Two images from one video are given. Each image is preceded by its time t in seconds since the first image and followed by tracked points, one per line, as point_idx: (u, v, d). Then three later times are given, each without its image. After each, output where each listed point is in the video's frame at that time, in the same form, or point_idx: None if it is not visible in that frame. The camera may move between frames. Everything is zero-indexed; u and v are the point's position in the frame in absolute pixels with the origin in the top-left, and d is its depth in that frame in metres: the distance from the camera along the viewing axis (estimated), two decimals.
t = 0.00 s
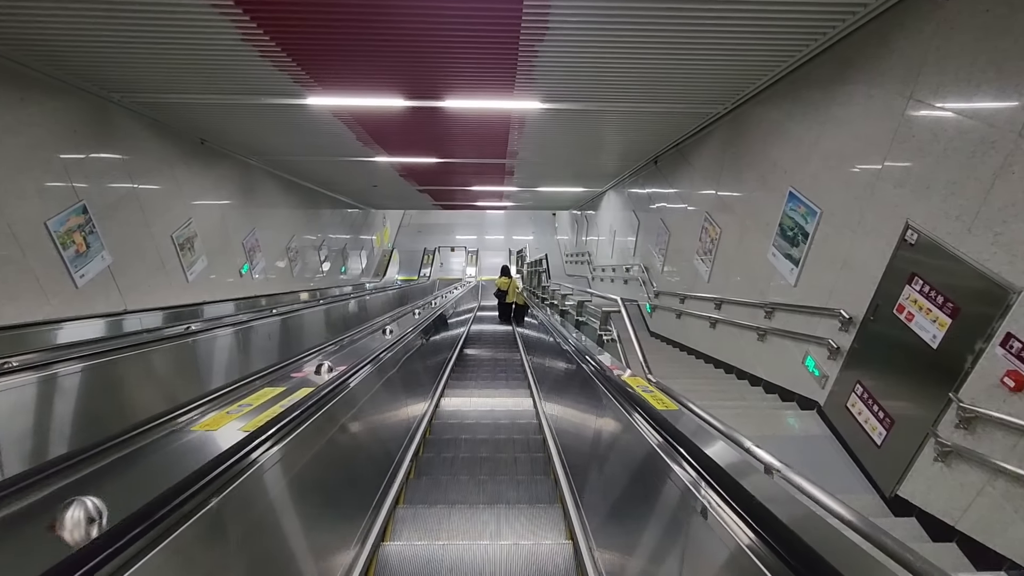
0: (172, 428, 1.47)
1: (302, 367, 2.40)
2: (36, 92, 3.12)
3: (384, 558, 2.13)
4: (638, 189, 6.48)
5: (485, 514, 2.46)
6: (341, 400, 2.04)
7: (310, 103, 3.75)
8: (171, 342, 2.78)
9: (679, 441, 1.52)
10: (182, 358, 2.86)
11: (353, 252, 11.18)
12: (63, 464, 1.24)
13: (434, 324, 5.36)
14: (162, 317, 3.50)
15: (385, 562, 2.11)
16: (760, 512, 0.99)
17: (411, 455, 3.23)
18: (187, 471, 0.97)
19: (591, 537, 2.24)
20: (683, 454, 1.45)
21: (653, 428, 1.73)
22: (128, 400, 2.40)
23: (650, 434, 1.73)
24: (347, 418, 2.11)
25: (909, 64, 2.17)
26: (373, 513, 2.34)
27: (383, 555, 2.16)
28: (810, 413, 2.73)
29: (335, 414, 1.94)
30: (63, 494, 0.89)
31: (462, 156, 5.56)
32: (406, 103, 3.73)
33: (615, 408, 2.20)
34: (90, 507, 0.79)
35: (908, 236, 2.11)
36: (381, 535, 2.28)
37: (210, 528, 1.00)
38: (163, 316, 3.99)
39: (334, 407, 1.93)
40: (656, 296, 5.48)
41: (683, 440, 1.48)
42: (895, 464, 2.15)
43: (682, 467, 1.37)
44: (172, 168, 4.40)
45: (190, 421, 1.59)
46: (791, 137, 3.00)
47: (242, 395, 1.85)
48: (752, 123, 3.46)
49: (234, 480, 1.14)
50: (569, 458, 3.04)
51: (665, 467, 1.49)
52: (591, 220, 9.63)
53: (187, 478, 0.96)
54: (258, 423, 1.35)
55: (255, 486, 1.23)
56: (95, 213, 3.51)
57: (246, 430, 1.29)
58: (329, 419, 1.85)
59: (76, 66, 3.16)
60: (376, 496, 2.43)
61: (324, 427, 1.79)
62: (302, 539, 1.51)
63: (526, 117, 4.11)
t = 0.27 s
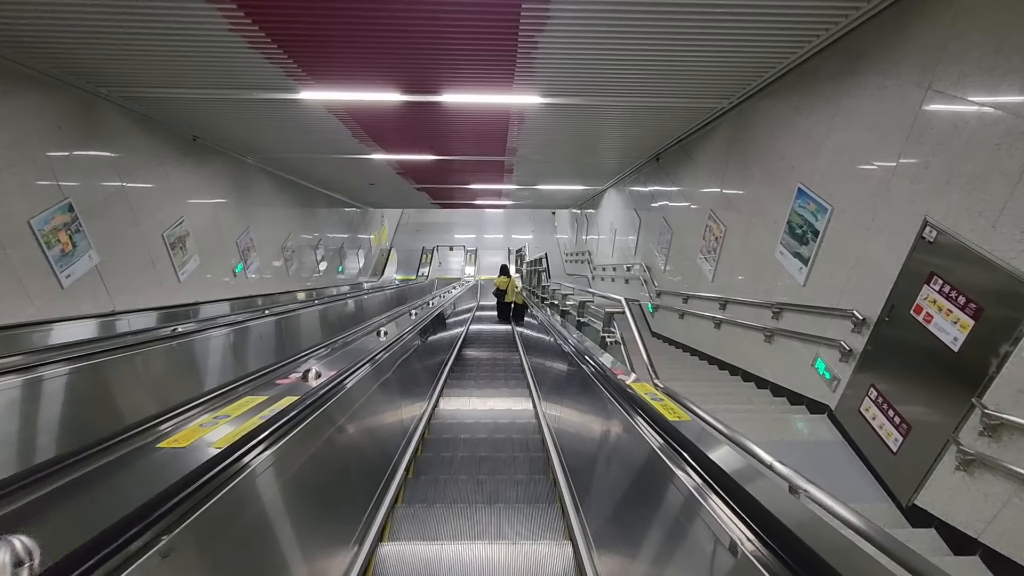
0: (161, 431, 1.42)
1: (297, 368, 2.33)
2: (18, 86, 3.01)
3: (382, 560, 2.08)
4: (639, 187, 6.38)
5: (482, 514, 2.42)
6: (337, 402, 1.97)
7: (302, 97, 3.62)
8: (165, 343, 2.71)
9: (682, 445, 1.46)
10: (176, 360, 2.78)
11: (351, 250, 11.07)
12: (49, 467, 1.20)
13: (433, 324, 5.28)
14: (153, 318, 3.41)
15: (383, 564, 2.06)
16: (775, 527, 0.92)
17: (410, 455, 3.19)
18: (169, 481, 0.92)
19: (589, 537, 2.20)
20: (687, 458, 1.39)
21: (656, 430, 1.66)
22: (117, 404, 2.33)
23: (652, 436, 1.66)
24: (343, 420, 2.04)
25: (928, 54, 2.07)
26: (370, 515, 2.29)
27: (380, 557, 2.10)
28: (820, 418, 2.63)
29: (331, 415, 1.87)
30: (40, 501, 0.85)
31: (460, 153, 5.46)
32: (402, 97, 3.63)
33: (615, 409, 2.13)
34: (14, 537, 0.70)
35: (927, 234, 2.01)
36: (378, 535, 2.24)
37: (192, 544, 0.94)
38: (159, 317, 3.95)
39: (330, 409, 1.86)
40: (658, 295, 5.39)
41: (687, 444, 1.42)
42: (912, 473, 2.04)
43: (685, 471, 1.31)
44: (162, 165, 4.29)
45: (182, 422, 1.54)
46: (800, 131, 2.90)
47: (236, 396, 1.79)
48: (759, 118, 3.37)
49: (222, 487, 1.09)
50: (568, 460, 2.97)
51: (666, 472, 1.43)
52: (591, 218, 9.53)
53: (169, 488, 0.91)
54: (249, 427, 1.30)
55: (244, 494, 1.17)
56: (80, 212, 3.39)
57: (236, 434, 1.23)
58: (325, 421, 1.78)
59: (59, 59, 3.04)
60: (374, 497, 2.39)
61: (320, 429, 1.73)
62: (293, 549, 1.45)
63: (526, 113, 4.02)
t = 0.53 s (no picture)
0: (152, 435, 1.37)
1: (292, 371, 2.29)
2: None
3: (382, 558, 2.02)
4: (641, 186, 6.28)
5: (483, 512, 2.37)
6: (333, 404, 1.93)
7: (297, 92, 3.52)
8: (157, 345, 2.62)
9: (685, 449, 1.43)
10: (167, 362, 2.68)
11: (349, 250, 10.97)
12: (35, 476, 1.14)
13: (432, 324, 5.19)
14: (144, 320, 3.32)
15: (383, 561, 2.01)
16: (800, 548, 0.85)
17: (409, 454, 3.16)
18: (149, 493, 0.85)
19: (590, 537, 2.15)
20: (691, 465, 1.36)
21: (658, 435, 1.63)
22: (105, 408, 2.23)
23: (655, 441, 1.63)
24: (340, 423, 2.00)
25: (948, 44, 1.98)
26: (369, 514, 2.25)
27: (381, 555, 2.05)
28: (832, 423, 2.54)
29: (327, 417, 1.83)
30: (8, 518, 0.78)
31: (459, 151, 5.37)
32: (398, 93, 3.53)
33: (615, 411, 2.09)
34: None
35: (947, 232, 1.92)
36: (377, 536, 2.19)
37: (174, 563, 0.86)
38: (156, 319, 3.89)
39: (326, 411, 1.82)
40: (660, 295, 5.29)
41: (690, 449, 1.39)
42: (931, 482, 1.94)
43: (690, 478, 1.29)
44: (154, 163, 4.19)
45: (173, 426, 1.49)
46: (810, 126, 2.80)
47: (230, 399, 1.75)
48: (766, 113, 3.27)
49: (212, 494, 1.03)
50: (568, 462, 2.91)
51: (671, 477, 1.39)
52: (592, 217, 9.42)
53: (148, 501, 0.84)
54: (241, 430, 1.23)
55: (230, 505, 1.08)
56: (66, 210, 3.29)
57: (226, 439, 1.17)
58: (320, 424, 1.74)
59: (43, 53, 2.95)
60: (372, 496, 2.34)
61: (316, 432, 1.68)
62: (290, 559, 1.38)
63: (525, 108, 3.92)
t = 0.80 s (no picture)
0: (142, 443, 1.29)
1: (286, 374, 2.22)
2: None
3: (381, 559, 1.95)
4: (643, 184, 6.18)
5: (483, 510, 2.30)
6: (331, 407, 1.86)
7: (291, 85, 3.41)
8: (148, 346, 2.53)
9: (690, 454, 1.36)
10: (158, 364, 2.59)
11: (347, 249, 10.86)
12: (13, 488, 1.06)
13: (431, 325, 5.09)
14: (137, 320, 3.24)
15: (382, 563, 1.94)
16: (823, 563, 0.77)
17: (409, 454, 3.09)
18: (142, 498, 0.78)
19: (591, 537, 2.08)
20: (696, 468, 1.29)
21: (663, 438, 1.56)
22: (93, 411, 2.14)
23: (657, 443, 1.58)
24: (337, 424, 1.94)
25: (973, 31, 1.87)
26: (368, 515, 2.18)
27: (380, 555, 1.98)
28: (846, 428, 2.43)
29: (325, 418, 1.76)
30: None
31: (458, 148, 5.27)
32: (395, 87, 3.42)
33: (617, 414, 2.02)
34: None
35: (972, 228, 1.82)
36: (376, 538, 2.12)
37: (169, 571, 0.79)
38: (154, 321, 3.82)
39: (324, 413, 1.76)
40: (663, 296, 5.18)
41: (693, 451, 1.32)
42: (954, 492, 1.84)
43: (695, 483, 1.21)
44: (145, 160, 4.08)
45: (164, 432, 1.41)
46: (822, 120, 2.70)
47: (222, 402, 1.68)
48: (774, 107, 3.17)
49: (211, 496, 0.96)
50: (569, 460, 2.83)
51: (676, 480, 1.33)
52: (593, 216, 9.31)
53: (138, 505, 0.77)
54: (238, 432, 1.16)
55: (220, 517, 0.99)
56: (52, 208, 3.19)
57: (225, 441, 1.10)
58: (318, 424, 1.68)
59: (26, 44, 2.84)
60: (371, 497, 2.27)
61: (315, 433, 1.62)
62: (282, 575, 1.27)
63: (526, 103, 3.82)
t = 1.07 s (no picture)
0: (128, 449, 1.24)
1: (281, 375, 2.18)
2: None
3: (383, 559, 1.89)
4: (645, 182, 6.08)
5: (482, 510, 2.26)
6: (327, 410, 1.80)
7: (284, 80, 3.30)
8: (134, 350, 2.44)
9: (697, 460, 1.30)
10: (144, 369, 2.50)
11: (345, 249, 10.75)
12: None
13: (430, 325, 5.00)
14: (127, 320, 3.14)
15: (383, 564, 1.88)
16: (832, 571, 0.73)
17: (410, 453, 3.03)
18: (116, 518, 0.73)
19: (591, 537, 2.02)
20: (705, 476, 1.23)
21: (667, 441, 1.50)
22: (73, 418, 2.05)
23: (661, 445, 1.53)
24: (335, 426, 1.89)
25: (996, 18, 1.78)
26: (369, 516, 2.13)
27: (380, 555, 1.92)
28: (861, 434, 2.34)
29: (320, 421, 1.71)
30: None
31: (458, 146, 5.19)
32: (391, 81, 3.33)
33: (620, 416, 1.97)
34: None
35: (999, 225, 1.72)
36: (376, 538, 2.06)
37: None
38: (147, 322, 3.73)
39: (319, 416, 1.71)
40: (666, 295, 5.09)
41: (702, 460, 1.26)
42: (977, 502, 1.74)
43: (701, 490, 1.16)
44: (136, 157, 3.99)
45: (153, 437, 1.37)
46: (833, 115, 2.60)
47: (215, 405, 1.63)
48: (782, 102, 3.07)
49: (197, 507, 0.92)
50: (569, 460, 2.79)
51: (682, 486, 1.27)
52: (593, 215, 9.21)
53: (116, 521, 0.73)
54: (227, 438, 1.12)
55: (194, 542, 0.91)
56: (38, 206, 3.09)
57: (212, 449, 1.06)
58: (312, 428, 1.63)
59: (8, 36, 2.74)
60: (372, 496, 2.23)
61: (309, 438, 1.57)
62: None
63: (527, 98, 3.72)
